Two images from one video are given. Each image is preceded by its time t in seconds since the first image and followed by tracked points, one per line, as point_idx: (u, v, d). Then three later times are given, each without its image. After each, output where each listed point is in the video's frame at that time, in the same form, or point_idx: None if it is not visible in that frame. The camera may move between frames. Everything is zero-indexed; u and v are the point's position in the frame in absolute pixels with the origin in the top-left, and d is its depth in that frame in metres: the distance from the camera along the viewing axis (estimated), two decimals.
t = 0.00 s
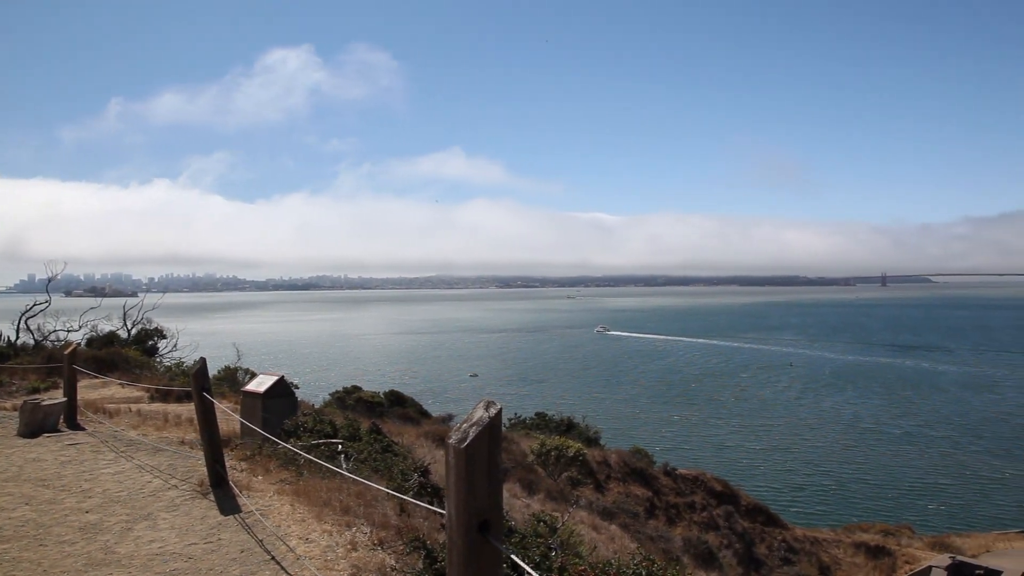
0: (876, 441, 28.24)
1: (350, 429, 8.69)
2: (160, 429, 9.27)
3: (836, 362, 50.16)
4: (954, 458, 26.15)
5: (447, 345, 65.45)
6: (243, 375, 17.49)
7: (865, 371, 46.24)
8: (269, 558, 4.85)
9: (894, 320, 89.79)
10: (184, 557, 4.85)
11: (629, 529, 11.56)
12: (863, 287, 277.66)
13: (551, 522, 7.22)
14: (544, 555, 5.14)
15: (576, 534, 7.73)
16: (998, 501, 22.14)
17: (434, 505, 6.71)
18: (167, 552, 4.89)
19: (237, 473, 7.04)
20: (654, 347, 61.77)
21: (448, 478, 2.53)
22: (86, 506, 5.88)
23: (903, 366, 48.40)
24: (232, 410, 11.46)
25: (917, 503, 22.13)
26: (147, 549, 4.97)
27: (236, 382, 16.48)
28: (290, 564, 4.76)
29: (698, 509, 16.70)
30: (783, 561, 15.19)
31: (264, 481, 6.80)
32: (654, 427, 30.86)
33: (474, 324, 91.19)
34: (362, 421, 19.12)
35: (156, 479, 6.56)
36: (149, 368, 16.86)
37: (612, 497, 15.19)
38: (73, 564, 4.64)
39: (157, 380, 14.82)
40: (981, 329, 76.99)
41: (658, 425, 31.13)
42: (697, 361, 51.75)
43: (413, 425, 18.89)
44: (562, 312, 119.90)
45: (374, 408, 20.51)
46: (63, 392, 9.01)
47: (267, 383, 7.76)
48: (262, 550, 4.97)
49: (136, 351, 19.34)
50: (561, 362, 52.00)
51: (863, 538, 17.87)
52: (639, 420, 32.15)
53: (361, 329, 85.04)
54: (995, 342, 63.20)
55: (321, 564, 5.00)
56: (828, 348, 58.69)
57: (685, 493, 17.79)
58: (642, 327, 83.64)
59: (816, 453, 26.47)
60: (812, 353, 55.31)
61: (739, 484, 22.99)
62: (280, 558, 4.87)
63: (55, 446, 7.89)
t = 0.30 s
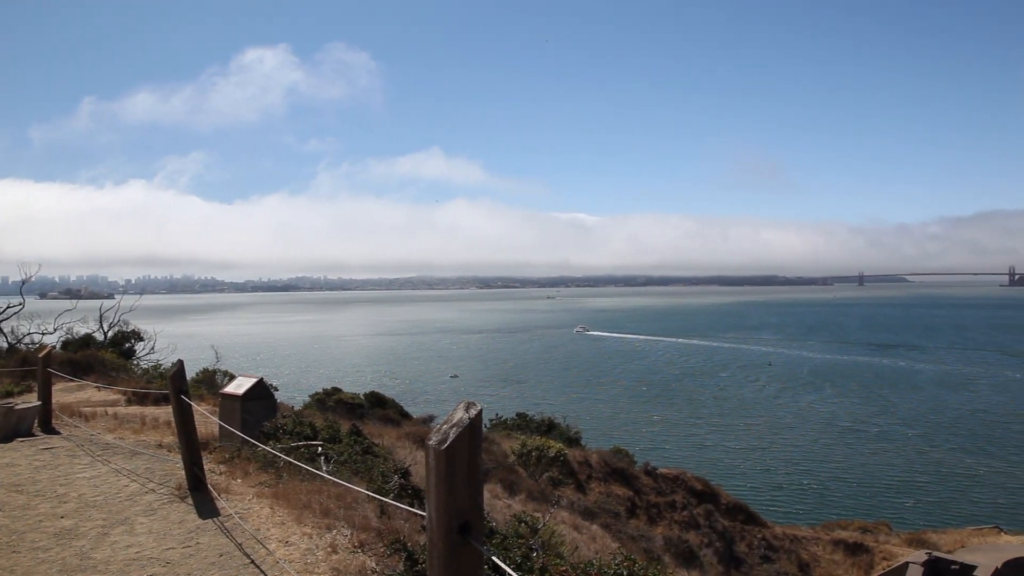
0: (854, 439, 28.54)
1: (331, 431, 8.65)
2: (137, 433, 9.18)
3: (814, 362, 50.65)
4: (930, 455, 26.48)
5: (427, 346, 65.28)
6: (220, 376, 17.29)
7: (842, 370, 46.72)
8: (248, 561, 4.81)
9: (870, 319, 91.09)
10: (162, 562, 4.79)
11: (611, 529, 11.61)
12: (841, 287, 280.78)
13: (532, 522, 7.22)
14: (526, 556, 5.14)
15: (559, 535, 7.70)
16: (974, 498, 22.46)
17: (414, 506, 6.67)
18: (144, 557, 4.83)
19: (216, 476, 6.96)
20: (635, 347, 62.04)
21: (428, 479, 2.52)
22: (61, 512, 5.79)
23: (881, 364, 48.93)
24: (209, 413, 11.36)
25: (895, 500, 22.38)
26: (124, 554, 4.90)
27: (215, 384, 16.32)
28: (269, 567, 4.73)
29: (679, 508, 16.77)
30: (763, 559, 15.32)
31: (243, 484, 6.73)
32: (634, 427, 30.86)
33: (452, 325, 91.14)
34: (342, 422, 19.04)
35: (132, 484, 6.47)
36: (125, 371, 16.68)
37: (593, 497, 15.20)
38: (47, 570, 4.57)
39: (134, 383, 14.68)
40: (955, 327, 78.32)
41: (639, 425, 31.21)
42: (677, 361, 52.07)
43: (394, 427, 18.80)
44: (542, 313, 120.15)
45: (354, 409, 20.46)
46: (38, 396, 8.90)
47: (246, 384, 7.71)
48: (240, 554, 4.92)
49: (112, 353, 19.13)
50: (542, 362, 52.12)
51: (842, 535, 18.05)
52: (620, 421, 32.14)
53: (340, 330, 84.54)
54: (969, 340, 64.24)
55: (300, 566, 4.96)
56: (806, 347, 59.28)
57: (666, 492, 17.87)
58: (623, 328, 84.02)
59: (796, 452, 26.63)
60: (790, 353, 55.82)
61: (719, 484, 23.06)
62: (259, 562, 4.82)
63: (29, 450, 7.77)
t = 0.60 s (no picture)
0: (836, 439, 28.75)
1: (314, 434, 8.60)
2: (117, 435, 9.09)
3: (797, 362, 51.01)
4: (911, 454, 26.73)
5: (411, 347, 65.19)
6: (203, 379, 17.17)
7: (824, 370, 47.06)
8: (230, 565, 4.77)
9: (851, 320, 92.01)
10: (143, 566, 4.74)
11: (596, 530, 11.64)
12: (823, 288, 283.19)
13: (517, 523, 7.21)
14: (508, 557, 5.14)
15: (543, 537, 7.68)
16: (954, 496, 22.70)
17: (398, 508, 6.64)
18: (124, 561, 4.78)
19: (198, 479, 6.91)
20: (619, 348, 62.24)
21: (410, 482, 2.52)
22: (40, 516, 5.73)
23: (863, 365, 49.32)
24: (191, 416, 11.26)
25: (876, 499, 22.59)
26: (103, 558, 4.85)
27: (197, 386, 16.18)
28: (251, 571, 4.69)
29: (663, 509, 16.82)
30: (747, 558, 15.40)
31: (225, 487, 6.66)
32: (618, 428, 30.92)
33: (436, 327, 91.00)
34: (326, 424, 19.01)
35: (113, 488, 6.40)
36: (105, 373, 16.56)
37: (578, 498, 15.20)
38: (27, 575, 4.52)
39: (114, 385, 14.58)
40: (935, 328, 79.28)
41: (624, 426, 31.27)
42: (661, 362, 52.31)
43: (377, 428, 18.76)
44: (526, 314, 120.30)
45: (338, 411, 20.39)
46: (16, 398, 8.80)
47: (228, 387, 7.66)
48: (222, 558, 4.88)
49: (92, 355, 18.96)
50: (527, 363, 52.18)
51: (824, 534, 18.20)
52: (604, 422, 32.22)
53: (324, 331, 84.29)
54: (949, 341, 64.89)
55: (283, 570, 4.93)
56: (788, 348, 59.68)
57: (650, 493, 17.91)
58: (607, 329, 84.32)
59: (779, 452, 26.81)
60: (773, 353, 56.21)
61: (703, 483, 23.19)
62: (241, 565, 4.77)
63: (8, 454, 7.67)
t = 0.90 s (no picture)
0: (815, 439, 29.03)
1: (293, 438, 8.53)
2: (92, 441, 8.96)
3: (775, 363, 51.46)
4: (889, 453, 27.03)
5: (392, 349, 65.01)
6: (181, 383, 17.00)
7: (803, 370, 47.50)
8: (208, 571, 4.71)
9: (828, 320, 93.07)
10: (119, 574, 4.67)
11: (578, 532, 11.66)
12: (801, 288, 286.04)
13: (497, 526, 7.22)
14: (489, 560, 5.13)
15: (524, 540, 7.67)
16: (929, 494, 23.00)
17: (378, 513, 6.60)
18: (100, 569, 4.71)
19: (175, 485, 6.81)
20: (599, 350, 62.48)
21: (390, 487, 2.50)
22: (13, 525, 5.62)
23: (840, 365, 49.85)
24: (168, 420, 11.12)
25: (855, 497, 22.84)
26: (78, 566, 4.78)
27: (175, 390, 16.02)
28: None
29: (644, 509, 16.89)
30: (727, 558, 15.51)
31: (203, 493, 6.58)
32: (599, 429, 31.01)
33: (416, 329, 90.78)
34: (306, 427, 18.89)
35: (89, 496, 6.30)
36: (81, 377, 16.35)
37: (559, 500, 15.22)
38: None
39: (89, 390, 14.40)
40: (911, 327, 80.39)
41: (606, 427, 31.38)
42: (642, 363, 52.56)
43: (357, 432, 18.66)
44: (507, 315, 120.57)
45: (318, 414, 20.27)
46: None
47: (206, 391, 7.57)
48: (200, 564, 4.82)
49: (67, 360, 18.72)
50: (508, 365, 52.21)
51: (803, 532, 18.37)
52: (585, 423, 32.30)
53: (303, 334, 83.79)
54: (925, 340, 65.77)
55: (261, 575, 4.89)
56: (767, 348, 60.20)
57: (631, 494, 17.96)
58: (588, 330, 84.60)
59: (758, 452, 27.03)
60: (752, 354, 56.66)
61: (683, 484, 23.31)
62: (219, 572, 4.72)
63: None
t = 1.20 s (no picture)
0: (792, 440, 29.29)
1: (270, 441, 8.46)
2: (64, 445, 8.82)
3: (753, 364, 51.88)
4: (864, 454, 27.33)
5: (371, 351, 64.70)
6: (157, 386, 16.81)
7: (780, 372, 47.94)
8: None
9: (806, 322, 94.06)
10: None
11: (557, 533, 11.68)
12: (778, 292, 289.51)
13: (477, 528, 7.20)
14: (468, 563, 5.11)
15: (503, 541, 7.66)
16: (904, 494, 23.28)
17: (356, 516, 6.57)
18: None
19: (150, 488, 6.73)
20: (578, 352, 62.65)
21: (367, 490, 2.49)
22: None
23: (817, 366, 50.38)
24: (142, 424, 10.97)
25: (830, 497, 23.10)
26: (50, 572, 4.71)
27: (150, 393, 15.81)
28: None
29: (623, 510, 16.94)
30: (706, 558, 15.58)
31: (179, 497, 6.50)
32: (578, 431, 31.10)
33: (395, 331, 90.50)
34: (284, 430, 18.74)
35: (60, 502, 6.19)
36: (54, 380, 16.11)
37: (538, 501, 15.22)
38: None
39: (62, 393, 14.19)
40: (886, 330, 81.32)
41: (585, 429, 31.45)
42: (621, 365, 52.72)
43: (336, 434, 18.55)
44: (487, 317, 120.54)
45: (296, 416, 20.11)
46: None
47: (182, 393, 7.50)
48: (174, 570, 4.76)
49: (39, 362, 18.44)
50: (487, 368, 52.21)
51: (780, 532, 18.55)
52: (564, 425, 32.39)
53: (281, 337, 83.25)
54: (899, 342, 66.61)
55: None
56: (745, 350, 60.69)
57: (610, 495, 18.00)
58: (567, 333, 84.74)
59: (735, 453, 27.24)
60: (730, 356, 57.08)
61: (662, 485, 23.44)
62: None
63: None
